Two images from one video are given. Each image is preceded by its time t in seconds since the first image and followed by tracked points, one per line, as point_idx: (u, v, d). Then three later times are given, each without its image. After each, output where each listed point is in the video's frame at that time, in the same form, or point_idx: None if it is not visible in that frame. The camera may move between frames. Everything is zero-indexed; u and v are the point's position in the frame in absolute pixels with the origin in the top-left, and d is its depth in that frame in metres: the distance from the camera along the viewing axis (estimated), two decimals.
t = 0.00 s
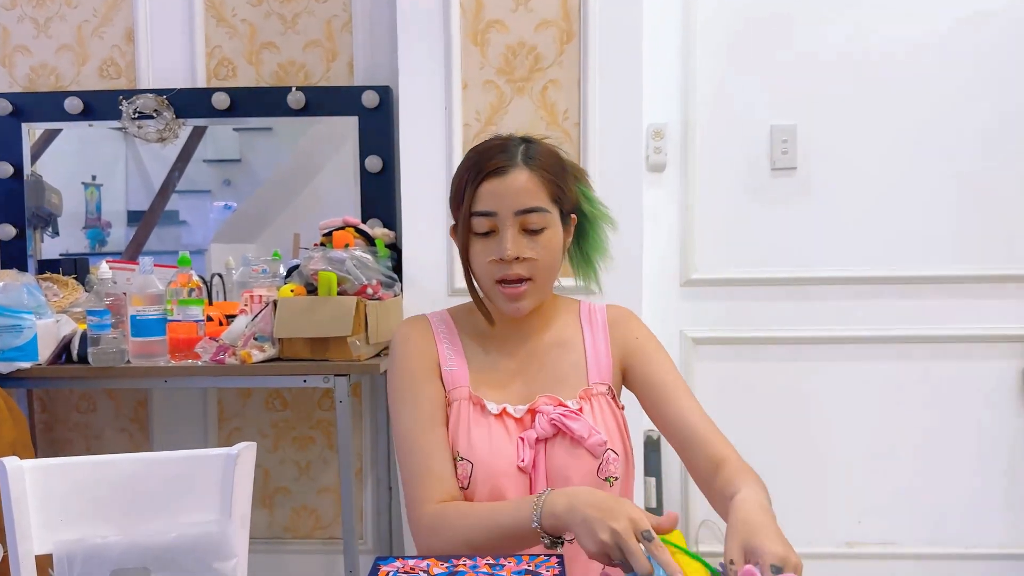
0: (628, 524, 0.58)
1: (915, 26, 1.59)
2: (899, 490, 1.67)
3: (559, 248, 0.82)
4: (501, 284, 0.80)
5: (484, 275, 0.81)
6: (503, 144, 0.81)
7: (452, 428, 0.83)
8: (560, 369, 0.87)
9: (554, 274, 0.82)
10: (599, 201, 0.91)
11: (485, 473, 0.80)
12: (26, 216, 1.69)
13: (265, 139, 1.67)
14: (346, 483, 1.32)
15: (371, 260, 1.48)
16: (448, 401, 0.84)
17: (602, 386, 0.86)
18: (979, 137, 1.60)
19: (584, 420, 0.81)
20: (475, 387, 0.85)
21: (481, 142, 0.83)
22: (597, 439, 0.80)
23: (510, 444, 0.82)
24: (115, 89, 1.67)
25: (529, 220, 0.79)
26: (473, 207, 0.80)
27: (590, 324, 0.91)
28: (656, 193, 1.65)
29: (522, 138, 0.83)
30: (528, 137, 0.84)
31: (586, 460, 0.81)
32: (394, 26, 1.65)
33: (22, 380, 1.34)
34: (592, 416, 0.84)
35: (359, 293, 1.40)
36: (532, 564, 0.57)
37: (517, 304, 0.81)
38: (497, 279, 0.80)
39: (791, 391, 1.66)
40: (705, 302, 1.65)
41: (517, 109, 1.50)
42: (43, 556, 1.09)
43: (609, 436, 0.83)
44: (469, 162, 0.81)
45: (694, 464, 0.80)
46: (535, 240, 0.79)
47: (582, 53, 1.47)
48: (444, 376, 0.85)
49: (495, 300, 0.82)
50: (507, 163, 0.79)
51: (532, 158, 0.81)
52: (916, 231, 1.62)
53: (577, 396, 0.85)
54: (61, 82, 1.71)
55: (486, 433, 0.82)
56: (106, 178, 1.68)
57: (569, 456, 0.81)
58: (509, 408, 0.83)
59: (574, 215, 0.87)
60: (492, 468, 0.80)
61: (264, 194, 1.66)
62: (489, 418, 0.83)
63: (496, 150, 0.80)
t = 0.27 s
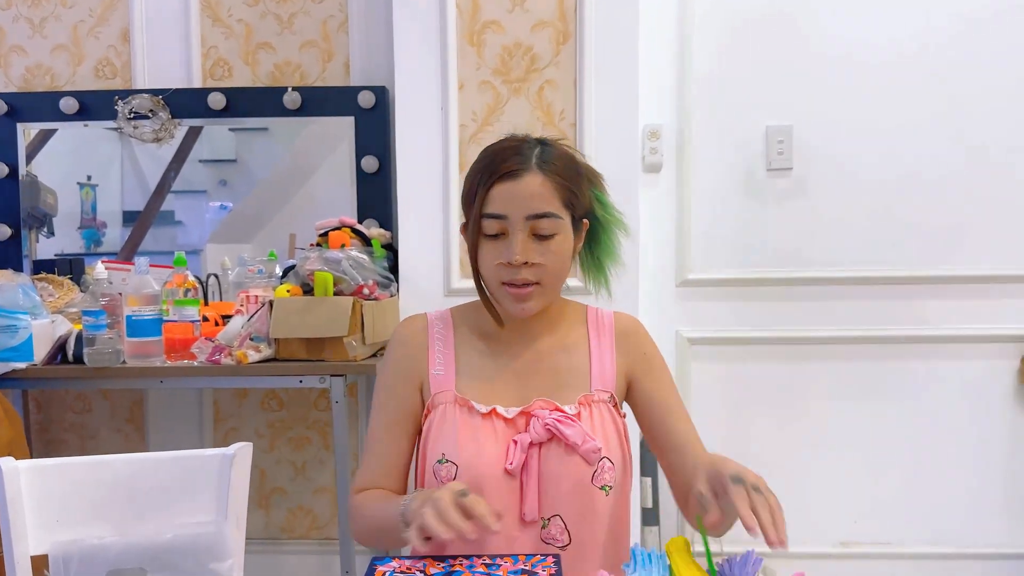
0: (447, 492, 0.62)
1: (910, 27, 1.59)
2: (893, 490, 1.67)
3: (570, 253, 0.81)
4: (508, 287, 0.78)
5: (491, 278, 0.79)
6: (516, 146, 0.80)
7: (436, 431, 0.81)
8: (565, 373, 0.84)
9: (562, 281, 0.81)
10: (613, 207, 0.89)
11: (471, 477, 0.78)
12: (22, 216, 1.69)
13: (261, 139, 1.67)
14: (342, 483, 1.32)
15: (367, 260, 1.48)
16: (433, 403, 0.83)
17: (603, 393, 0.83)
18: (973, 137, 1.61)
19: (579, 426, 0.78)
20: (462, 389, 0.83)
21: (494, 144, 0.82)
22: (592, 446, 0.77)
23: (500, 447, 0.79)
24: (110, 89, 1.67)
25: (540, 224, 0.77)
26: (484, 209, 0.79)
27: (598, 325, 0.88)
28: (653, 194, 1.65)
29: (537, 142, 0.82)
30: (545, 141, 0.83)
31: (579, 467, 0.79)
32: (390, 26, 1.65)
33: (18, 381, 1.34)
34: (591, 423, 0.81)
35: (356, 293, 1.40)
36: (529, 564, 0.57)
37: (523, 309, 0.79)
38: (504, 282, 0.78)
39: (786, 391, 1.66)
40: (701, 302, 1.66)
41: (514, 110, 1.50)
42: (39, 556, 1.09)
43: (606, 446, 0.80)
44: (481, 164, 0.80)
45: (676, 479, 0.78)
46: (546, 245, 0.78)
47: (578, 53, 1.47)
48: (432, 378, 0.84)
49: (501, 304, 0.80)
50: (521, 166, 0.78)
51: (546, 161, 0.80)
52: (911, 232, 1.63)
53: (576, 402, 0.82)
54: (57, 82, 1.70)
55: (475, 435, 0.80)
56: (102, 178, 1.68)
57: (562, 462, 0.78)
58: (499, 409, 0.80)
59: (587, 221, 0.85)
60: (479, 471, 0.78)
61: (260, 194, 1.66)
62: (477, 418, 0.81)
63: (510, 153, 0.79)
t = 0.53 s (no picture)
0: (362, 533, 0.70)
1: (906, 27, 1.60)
2: (889, 490, 1.68)
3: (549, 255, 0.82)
4: (484, 286, 0.79)
5: (468, 275, 0.80)
6: (501, 145, 0.81)
7: (407, 432, 0.82)
8: (538, 378, 0.85)
9: (540, 282, 0.81)
10: (595, 213, 0.89)
11: (439, 478, 0.79)
12: (17, 216, 1.69)
13: (257, 139, 1.66)
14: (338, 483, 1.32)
15: (364, 259, 1.48)
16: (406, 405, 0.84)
17: (578, 399, 0.84)
18: (969, 138, 1.61)
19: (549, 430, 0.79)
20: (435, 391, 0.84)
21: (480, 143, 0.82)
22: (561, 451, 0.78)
23: (470, 448, 0.80)
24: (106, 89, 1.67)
25: (520, 224, 0.78)
26: (465, 206, 0.79)
27: (576, 330, 0.88)
28: (650, 194, 1.65)
29: (523, 142, 0.83)
30: (530, 141, 0.83)
31: (547, 473, 0.80)
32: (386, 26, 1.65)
33: (14, 380, 1.34)
34: (563, 428, 0.82)
35: (352, 293, 1.40)
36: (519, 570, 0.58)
37: (498, 308, 0.80)
38: (480, 280, 0.79)
39: (782, 391, 1.67)
40: (697, 302, 1.66)
41: (510, 109, 1.50)
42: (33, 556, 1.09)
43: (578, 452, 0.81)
44: (465, 162, 0.81)
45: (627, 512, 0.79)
46: (524, 246, 0.78)
47: (574, 53, 1.47)
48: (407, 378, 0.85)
49: (477, 302, 0.81)
50: (504, 164, 0.79)
51: (531, 162, 0.80)
52: (907, 232, 1.63)
53: (549, 406, 0.83)
54: (52, 81, 1.70)
55: (445, 436, 0.81)
56: (97, 178, 1.67)
57: (530, 466, 0.79)
58: (469, 411, 0.81)
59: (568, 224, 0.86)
60: (448, 472, 0.79)
61: (257, 193, 1.66)
62: (447, 419, 0.82)
63: (495, 151, 0.79)
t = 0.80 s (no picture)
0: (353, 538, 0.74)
1: (906, 26, 1.60)
2: (887, 488, 1.68)
3: (527, 251, 0.81)
4: (459, 280, 0.78)
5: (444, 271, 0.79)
6: (478, 143, 0.82)
7: (391, 438, 0.83)
8: (522, 380, 0.85)
9: (517, 279, 0.80)
10: (581, 213, 0.90)
11: (420, 483, 0.79)
12: (16, 213, 1.69)
13: (256, 137, 1.66)
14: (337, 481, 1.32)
15: (363, 257, 1.48)
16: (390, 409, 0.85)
17: (563, 402, 0.84)
18: (969, 137, 1.61)
19: (528, 435, 0.79)
20: (416, 397, 0.85)
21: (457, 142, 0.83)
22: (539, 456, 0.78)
23: (451, 453, 0.81)
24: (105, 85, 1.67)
25: (493, 217, 0.78)
26: (440, 200, 0.80)
27: (562, 329, 0.87)
28: (650, 193, 1.65)
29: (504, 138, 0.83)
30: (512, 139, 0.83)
31: (527, 477, 0.80)
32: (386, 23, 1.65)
33: (13, 377, 1.34)
34: (545, 432, 0.82)
35: (352, 290, 1.40)
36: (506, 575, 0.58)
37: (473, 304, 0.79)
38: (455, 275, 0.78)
39: (781, 390, 1.67)
40: (697, 301, 1.66)
41: (510, 107, 1.50)
42: (33, 554, 1.09)
43: (559, 457, 0.81)
44: (441, 160, 0.82)
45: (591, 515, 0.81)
46: (498, 239, 0.78)
47: (574, 51, 1.47)
48: (389, 383, 0.86)
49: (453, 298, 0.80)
50: (479, 158, 0.79)
51: (508, 156, 0.80)
52: (907, 230, 1.63)
53: (530, 409, 0.83)
54: (51, 78, 1.70)
55: (427, 442, 0.81)
56: (96, 175, 1.67)
57: (511, 472, 0.79)
58: (450, 415, 0.82)
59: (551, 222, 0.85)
60: (429, 476, 0.79)
61: (256, 191, 1.66)
62: (429, 425, 0.82)
63: (471, 145, 0.80)
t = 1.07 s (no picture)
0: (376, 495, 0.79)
1: (913, 21, 1.59)
2: (891, 484, 1.68)
3: (530, 247, 0.81)
4: (458, 275, 0.79)
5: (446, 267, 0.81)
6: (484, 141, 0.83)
7: (398, 435, 0.84)
8: (527, 385, 0.86)
9: (518, 276, 0.80)
10: (601, 219, 0.92)
11: (424, 485, 0.81)
12: (20, 205, 1.68)
13: (259, 130, 1.66)
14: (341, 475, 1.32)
15: (368, 251, 1.48)
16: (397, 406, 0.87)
17: (566, 408, 0.85)
18: (975, 132, 1.60)
19: (532, 442, 0.79)
20: (424, 395, 0.86)
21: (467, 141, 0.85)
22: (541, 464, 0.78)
23: (455, 456, 0.82)
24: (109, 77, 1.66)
25: (492, 213, 0.78)
26: (444, 197, 0.81)
27: (571, 333, 0.88)
28: (655, 187, 1.65)
29: (511, 138, 0.84)
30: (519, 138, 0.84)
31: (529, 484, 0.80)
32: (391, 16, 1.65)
33: (16, 369, 1.33)
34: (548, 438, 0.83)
35: (356, 284, 1.40)
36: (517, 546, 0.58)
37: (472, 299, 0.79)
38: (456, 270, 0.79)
39: (786, 385, 1.66)
40: (702, 296, 1.65)
41: (516, 100, 1.49)
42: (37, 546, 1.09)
43: (560, 463, 0.82)
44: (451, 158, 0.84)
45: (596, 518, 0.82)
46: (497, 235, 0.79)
47: (580, 44, 1.46)
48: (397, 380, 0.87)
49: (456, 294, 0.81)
50: (480, 155, 0.80)
51: (510, 154, 0.81)
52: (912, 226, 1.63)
53: (535, 415, 0.84)
54: (55, 69, 1.69)
55: (432, 443, 0.82)
56: (99, 167, 1.67)
57: (513, 477, 0.80)
58: (457, 419, 0.83)
59: (560, 221, 0.86)
60: (434, 477, 0.81)
61: (258, 185, 1.65)
62: (436, 427, 0.83)
63: (475, 144, 0.82)
